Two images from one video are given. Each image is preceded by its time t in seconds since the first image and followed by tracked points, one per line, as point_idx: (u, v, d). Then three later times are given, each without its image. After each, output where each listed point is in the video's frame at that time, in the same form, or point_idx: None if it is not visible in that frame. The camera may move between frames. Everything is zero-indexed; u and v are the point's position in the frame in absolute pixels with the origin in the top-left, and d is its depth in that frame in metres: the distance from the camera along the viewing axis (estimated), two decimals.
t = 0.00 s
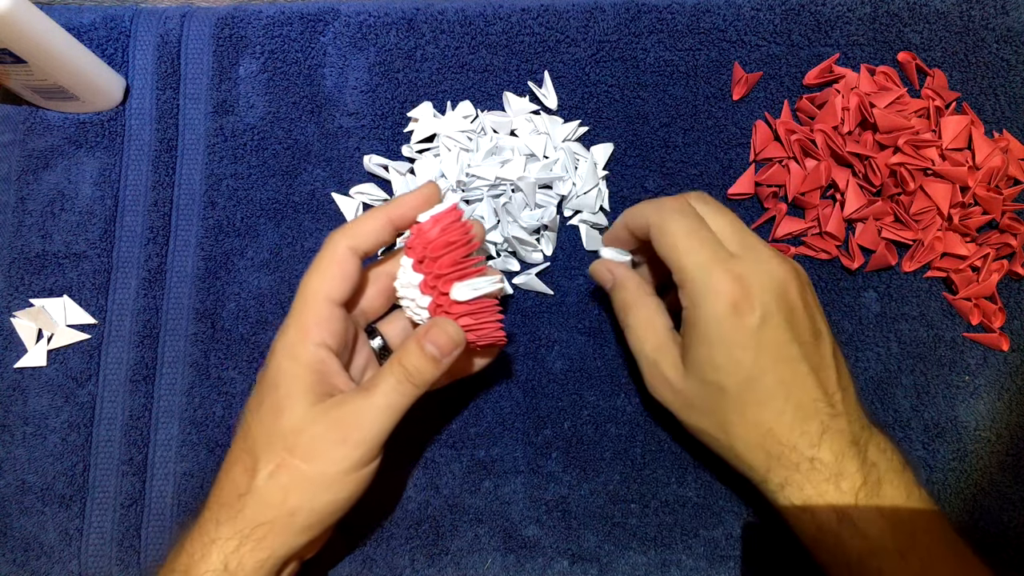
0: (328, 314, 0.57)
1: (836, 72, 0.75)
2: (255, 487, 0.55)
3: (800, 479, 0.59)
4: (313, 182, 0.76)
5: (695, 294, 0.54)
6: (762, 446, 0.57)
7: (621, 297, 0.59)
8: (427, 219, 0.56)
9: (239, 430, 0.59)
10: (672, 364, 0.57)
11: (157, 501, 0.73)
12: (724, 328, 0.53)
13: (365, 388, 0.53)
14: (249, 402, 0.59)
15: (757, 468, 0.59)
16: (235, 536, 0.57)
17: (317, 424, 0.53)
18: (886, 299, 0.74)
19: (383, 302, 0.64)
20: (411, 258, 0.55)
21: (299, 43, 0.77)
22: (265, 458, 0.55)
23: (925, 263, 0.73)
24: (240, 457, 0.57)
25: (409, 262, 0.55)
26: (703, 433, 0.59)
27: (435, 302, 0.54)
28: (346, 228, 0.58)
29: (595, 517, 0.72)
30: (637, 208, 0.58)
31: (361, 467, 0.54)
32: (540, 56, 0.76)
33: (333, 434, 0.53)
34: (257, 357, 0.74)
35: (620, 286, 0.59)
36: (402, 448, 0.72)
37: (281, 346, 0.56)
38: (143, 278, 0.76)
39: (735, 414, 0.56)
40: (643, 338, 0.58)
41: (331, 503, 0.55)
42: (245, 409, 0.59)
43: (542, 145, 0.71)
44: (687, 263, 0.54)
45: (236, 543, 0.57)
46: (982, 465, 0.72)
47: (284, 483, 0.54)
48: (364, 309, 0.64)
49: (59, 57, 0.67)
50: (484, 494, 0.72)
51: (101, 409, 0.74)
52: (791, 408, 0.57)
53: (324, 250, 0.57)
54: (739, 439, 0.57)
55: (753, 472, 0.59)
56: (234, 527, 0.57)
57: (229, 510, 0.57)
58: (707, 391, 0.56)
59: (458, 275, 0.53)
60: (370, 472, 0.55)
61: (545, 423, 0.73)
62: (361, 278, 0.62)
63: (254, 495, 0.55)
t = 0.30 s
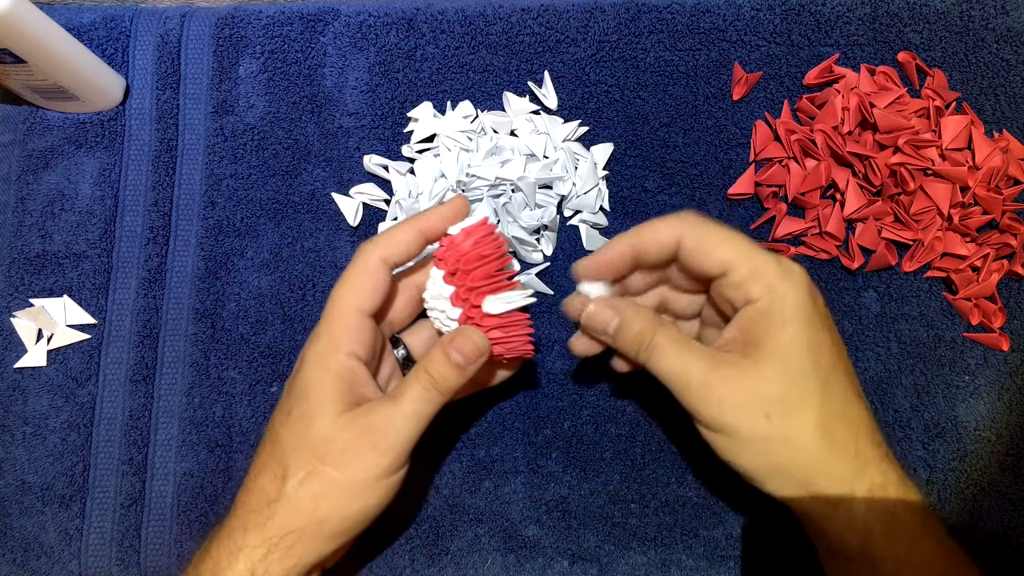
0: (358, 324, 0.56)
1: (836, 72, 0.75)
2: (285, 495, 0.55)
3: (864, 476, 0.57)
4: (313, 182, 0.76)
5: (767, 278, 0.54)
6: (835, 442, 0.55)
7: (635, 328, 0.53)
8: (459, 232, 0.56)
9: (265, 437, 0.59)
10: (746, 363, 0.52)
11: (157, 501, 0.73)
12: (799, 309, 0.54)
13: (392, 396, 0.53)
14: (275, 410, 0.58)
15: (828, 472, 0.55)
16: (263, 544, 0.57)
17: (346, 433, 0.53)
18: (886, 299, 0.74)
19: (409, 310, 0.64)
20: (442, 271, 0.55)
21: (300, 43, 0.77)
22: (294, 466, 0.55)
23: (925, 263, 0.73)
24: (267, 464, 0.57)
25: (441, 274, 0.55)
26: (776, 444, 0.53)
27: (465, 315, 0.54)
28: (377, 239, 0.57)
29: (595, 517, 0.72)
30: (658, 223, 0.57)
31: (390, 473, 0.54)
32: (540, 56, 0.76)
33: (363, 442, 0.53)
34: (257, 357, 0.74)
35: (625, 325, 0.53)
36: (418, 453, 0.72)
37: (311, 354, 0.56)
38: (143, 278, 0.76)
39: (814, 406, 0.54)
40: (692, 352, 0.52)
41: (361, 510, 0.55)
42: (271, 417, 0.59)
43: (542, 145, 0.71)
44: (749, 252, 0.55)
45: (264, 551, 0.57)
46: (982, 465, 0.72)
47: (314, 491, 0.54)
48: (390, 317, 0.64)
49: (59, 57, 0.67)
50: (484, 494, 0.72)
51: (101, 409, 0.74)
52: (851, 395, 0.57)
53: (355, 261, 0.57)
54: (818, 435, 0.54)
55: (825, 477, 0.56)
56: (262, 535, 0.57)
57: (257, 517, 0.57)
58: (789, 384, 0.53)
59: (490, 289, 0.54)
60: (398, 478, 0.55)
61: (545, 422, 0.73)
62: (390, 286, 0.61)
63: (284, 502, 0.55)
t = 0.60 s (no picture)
0: (371, 337, 0.56)
1: (836, 72, 0.75)
2: (295, 510, 0.55)
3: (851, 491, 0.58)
4: (313, 182, 0.76)
5: (747, 298, 0.55)
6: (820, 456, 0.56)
7: (633, 336, 0.52)
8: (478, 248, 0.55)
9: (274, 450, 0.59)
10: (734, 377, 0.53)
11: (157, 501, 0.73)
12: (782, 325, 0.55)
13: (404, 408, 0.53)
14: (286, 423, 0.58)
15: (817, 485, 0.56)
16: (272, 559, 0.57)
17: (357, 447, 0.53)
18: (886, 298, 0.74)
19: (421, 324, 0.64)
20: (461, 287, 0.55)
21: (299, 43, 0.77)
22: (305, 480, 0.55)
23: (924, 263, 0.73)
24: (277, 479, 0.57)
25: (460, 290, 0.55)
26: (763, 455, 0.54)
27: (485, 330, 0.54)
28: (392, 252, 0.57)
29: (595, 517, 0.72)
30: (626, 261, 0.56)
31: (402, 487, 0.54)
32: (540, 56, 0.76)
33: (374, 456, 0.53)
34: (257, 357, 0.74)
35: (625, 330, 0.52)
36: (429, 464, 0.72)
37: (324, 368, 0.56)
38: (143, 278, 0.76)
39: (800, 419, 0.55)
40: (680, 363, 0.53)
41: (371, 525, 0.55)
42: (281, 430, 0.59)
43: (542, 145, 0.71)
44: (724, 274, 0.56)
45: (273, 567, 0.57)
46: (982, 465, 0.72)
47: (325, 505, 0.54)
48: (404, 330, 0.63)
49: (59, 57, 0.67)
50: (484, 494, 0.72)
51: (101, 409, 0.74)
52: (835, 407, 0.58)
53: (369, 273, 0.56)
54: (805, 446, 0.55)
55: (815, 490, 0.56)
56: (271, 551, 0.57)
57: (266, 532, 0.57)
58: (775, 396, 0.54)
59: (511, 304, 0.53)
60: (409, 492, 0.55)
61: (545, 423, 0.73)
62: (404, 298, 0.61)
63: (294, 517, 0.55)
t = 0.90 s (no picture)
0: (372, 338, 0.56)
1: (836, 72, 0.75)
2: (297, 511, 0.55)
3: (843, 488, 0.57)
4: (313, 182, 0.76)
5: (748, 294, 0.55)
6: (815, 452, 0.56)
7: (624, 346, 0.51)
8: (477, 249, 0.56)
9: (275, 451, 0.59)
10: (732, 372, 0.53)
11: (157, 501, 0.73)
12: (781, 321, 0.55)
13: (405, 408, 0.53)
14: (287, 423, 0.58)
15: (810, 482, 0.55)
16: (272, 560, 0.57)
17: (358, 446, 0.53)
18: (886, 299, 0.74)
19: (422, 326, 0.64)
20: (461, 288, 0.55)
21: (300, 43, 0.77)
22: (306, 480, 0.55)
23: (924, 263, 0.73)
24: (278, 480, 0.57)
25: (460, 291, 0.55)
26: (761, 452, 0.54)
27: (486, 331, 0.54)
28: (393, 253, 0.57)
29: (595, 517, 0.72)
30: (633, 253, 0.56)
31: (403, 487, 0.54)
32: (540, 56, 0.76)
33: (375, 456, 0.53)
34: (257, 357, 0.74)
35: (619, 341, 0.51)
36: (430, 466, 0.72)
37: (324, 368, 0.56)
38: (143, 278, 0.76)
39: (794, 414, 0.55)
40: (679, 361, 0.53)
41: (373, 525, 0.54)
42: (282, 430, 0.59)
43: (542, 145, 0.71)
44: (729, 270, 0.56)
45: (274, 568, 0.57)
46: (982, 465, 0.72)
47: (326, 505, 0.54)
48: (404, 333, 0.63)
49: (58, 57, 0.67)
50: (484, 494, 0.72)
51: (101, 409, 0.74)
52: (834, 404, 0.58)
53: (371, 274, 0.56)
54: (806, 442, 0.55)
55: (815, 486, 0.56)
56: (272, 553, 0.57)
57: (267, 534, 0.57)
58: (776, 392, 0.54)
59: (512, 305, 0.53)
60: (410, 493, 0.55)
61: (545, 423, 0.73)
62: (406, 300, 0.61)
63: (295, 518, 0.55)
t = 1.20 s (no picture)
0: (371, 342, 0.56)
1: (836, 73, 0.75)
2: (314, 516, 0.54)
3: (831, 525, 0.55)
4: (313, 182, 0.76)
5: (740, 316, 0.53)
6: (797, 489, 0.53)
7: (602, 358, 0.52)
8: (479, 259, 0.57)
9: (280, 458, 0.57)
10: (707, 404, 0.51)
11: (157, 501, 0.73)
12: (771, 349, 0.53)
13: (417, 410, 0.53)
14: (289, 429, 0.57)
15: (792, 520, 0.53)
16: (291, 569, 0.55)
17: (372, 449, 0.53)
18: (886, 299, 0.74)
19: (412, 328, 0.65)
20: (466, 296, 0.56)
21: (300, 43, 0.77)
22: (320, 486, 0.54)
23: (924, 263, 0.73)
24: (290, 485, 0.56)
25: (465, 299, 0.55)
26: (726, 487, 0.52)
27: (495, 338, 0.55)
28: (393, 257, 0.57)
29: (595, 517, 0.72)
30: (639, 240, 0.57)
31: (417, 486, 0.54)
32: (540, 56, 0.76)
33: (389, 458, 0.53)
34: (257, 357, 0.74)
35: (591, 355, 0.52)
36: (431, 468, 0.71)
37: (326, 373, 0.55)
38: (143, 278, 0.76)
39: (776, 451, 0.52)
40: (652, 391, 0.51)
41: (389, 525, 0.54)
42: (284, 437, 0.58)
43: (542, 145, 0.71)
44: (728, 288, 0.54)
45: None
46: (982, 465, 0.72)
47: (343, 509, 0.54)
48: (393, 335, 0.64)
49: (58, 57, 0.67)
50: (484, 494, 0.72)
51: (101, 409, 0.74)
52: (821, 441, 0.55)
53: (370, 278, 0.56)
54: (778, 480, 0.53)
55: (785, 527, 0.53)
56: (291, 560, 0.55)
57: (284, 542, 0.55)
58: (750, 427, 0.51)
59: (520, 311, 0.55)
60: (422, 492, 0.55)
61: (545, 423, 0.73)
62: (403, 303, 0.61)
63: (313, 523, 0.54)
